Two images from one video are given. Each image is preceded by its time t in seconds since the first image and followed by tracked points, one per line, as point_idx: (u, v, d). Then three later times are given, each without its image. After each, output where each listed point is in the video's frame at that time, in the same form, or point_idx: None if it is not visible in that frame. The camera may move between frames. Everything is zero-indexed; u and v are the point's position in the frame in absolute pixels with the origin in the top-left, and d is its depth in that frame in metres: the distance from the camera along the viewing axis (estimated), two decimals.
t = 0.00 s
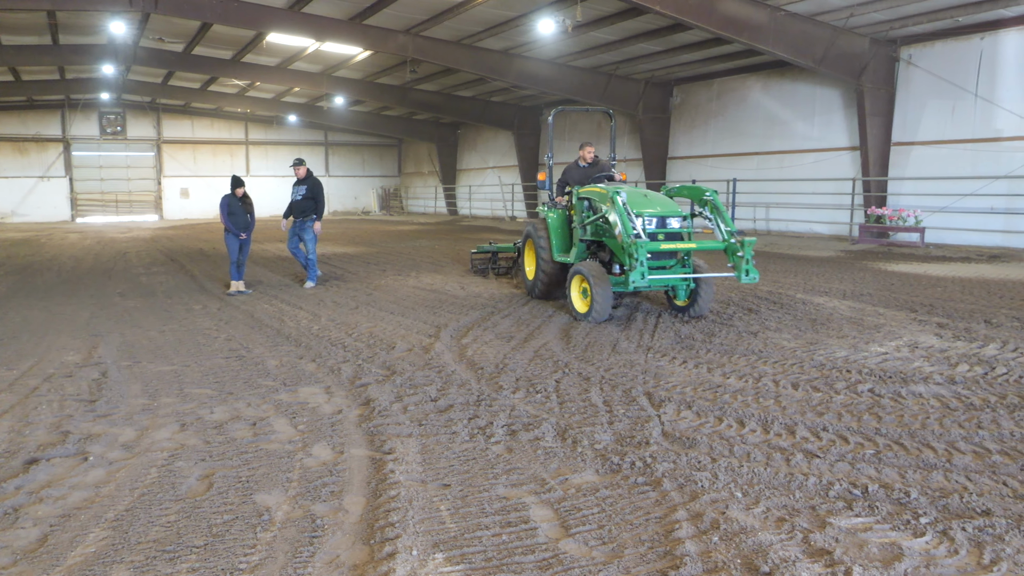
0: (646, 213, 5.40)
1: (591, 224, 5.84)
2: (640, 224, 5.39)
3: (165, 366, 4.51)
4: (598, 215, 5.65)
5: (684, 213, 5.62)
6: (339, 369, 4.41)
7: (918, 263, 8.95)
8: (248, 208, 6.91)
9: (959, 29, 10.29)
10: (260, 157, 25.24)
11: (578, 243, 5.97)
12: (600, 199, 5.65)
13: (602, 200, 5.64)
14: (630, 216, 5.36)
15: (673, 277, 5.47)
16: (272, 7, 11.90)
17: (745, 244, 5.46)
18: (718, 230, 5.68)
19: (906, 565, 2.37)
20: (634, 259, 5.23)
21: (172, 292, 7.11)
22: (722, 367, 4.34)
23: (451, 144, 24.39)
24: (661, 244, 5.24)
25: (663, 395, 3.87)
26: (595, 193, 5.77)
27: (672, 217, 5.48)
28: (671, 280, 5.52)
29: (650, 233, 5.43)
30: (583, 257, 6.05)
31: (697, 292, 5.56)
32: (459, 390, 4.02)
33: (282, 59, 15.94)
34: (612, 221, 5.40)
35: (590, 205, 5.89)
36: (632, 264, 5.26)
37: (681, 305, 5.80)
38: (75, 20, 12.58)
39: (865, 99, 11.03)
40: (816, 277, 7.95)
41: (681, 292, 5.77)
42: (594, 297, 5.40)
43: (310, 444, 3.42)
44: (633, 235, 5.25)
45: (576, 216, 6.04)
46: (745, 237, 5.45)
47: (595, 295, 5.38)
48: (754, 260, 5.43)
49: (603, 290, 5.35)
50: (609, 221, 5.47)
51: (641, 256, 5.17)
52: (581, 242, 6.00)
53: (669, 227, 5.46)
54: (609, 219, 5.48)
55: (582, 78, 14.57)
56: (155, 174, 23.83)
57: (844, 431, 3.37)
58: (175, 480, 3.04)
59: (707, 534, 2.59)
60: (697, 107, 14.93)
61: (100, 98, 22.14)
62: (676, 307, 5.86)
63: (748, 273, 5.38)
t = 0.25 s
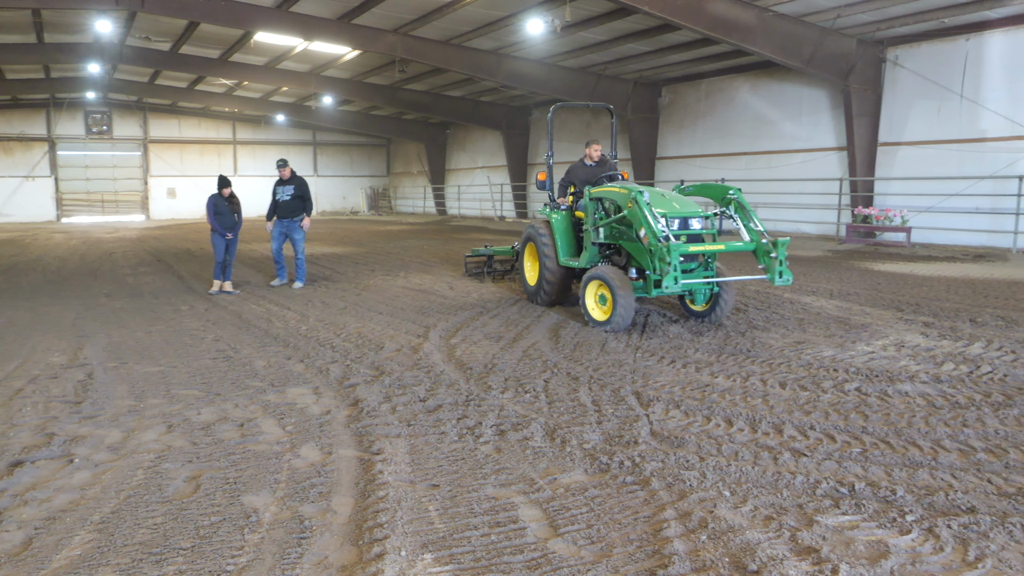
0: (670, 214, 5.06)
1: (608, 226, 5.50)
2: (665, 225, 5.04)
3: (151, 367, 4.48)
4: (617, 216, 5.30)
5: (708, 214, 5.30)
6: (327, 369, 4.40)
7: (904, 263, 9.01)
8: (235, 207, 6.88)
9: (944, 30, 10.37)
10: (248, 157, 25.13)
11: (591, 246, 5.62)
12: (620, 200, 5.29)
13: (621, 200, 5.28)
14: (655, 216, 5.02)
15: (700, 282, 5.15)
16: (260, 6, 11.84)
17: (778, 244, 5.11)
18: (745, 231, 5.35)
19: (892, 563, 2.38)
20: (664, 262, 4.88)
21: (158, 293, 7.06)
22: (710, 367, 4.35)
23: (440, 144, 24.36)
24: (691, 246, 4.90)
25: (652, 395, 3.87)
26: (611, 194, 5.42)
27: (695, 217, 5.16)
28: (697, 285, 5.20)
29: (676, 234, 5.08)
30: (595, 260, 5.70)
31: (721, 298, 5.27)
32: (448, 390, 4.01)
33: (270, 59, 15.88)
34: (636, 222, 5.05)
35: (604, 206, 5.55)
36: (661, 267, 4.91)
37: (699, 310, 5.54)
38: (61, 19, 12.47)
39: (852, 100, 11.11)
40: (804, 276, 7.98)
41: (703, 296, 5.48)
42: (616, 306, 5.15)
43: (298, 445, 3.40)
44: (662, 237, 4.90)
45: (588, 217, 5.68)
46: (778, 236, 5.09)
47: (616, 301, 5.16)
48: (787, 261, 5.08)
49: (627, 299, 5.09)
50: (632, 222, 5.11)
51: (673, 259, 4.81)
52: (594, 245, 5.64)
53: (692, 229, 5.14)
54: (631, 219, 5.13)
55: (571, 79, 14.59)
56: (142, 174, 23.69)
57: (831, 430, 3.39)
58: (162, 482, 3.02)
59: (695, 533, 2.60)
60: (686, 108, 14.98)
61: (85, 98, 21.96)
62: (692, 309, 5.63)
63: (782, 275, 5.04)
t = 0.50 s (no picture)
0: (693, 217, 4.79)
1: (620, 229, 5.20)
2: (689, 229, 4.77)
3: (127, 369, 4.43)
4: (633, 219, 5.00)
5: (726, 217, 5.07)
6: (306, 370, 4.37)
7: (880, 262, 9.12)
8: (211, 207, 6.83)
9: (918, 33, 10.52)
10: (225, 156, 24.91)
11: (599, 250, 5.31)
12: (636, 201, 5.00)
13: (637, 202, 4.99)
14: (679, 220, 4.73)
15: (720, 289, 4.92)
16: (239, 4, 11.73)
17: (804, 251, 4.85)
18: (766, 236, 5.11)
19: (867, 559, 2.41)
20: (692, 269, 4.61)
21: (133, 293, 6.97)
22: (688, 365, 4.38)
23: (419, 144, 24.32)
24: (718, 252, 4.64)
25: (630, 394, 3.89)
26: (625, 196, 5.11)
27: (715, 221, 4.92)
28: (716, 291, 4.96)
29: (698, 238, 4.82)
30: (602, 265, 5.40)
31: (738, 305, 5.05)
32: (427, 390, 4.00)
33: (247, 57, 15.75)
34: (658, 225, 4.76)
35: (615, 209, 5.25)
36: (688, 274, 4.63)
37: (710, 317, 5.31)
38: (35, 15, 12.27)
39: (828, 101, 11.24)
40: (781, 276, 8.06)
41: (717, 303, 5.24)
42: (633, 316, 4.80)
43: (276, 447, 3.37)
44: (689, 241, 4.62)
45: (595, 218, 5.37)
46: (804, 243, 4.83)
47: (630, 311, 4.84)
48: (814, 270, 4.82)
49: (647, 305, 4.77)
50: (652, 225, 4.83)
51: (703, 264, 4.53)
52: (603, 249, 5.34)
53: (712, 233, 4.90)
54: (651, 222, 4.84)
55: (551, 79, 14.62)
56: (117, 173, 23.39)
57: (807, 427, 3.42)
58: (137, 485, 2.98)
59: (673, 531, 2.61)
60: (665, 108, 15.08)
61: (59, 96, 21.64)
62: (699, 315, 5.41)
63: (809, 285, 4.77)
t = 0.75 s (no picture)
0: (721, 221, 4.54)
1: (636, 233, 4.91)
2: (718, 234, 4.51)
3: (97, 371, 4.35)
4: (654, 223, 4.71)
5: (747, 220, 4.85)
6: (280, 371, 4.33)
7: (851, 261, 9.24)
8: (179, 207, 6.75)
9: (886, 35, 10.69)
10: (198, 156, 24.63)
11: (611, 255, 5.00)
12: (657, 203, 4.71)
13: (659, 204, 4.69)
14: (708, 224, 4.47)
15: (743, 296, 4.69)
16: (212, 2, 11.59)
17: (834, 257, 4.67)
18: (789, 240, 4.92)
19: (839, 553, 2.44)
20: (728, 277, 4.32)
21: (103, 295, 6.87)
22: (663, 364, 4.40)
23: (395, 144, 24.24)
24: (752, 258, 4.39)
25: (606, 392, 3.91)
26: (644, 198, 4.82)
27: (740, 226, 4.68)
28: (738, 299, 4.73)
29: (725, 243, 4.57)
30: (612, 270, 5.10)
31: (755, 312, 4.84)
32: (402, 390, 3.98)
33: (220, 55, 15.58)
34: (686, 229, 4.46)
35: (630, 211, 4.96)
36: (721, 281, 4.36)
37: (723, 323, 5.09)
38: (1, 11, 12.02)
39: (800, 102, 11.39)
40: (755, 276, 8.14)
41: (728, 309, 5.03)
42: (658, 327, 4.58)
43: (250, 449, 3.33)
44: (723, 246, 4.34)
45: (605, 221, 5.05)
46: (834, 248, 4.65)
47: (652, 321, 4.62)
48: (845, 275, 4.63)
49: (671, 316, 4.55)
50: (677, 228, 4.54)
51: (740, 271, 4.26)
52: (614, 253, 5.03)
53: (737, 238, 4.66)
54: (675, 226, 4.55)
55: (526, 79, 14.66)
56: (86, 172, 23.01)
57: (781, 424, 3.46)
58: (108, 489, 2.93)
59: (648, 529, 2.62)
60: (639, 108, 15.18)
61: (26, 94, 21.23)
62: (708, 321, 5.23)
63: (841, 293, 4.57)
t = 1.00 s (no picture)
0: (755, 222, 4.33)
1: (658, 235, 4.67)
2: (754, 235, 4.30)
3: (62, 375, 4.27)
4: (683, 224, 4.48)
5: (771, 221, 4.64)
6: (251, 373, 4.28)
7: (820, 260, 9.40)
8: (143, 207, 6.64)
9: (852, 38, 10.88)
10: (166, 155, 24.31)
11: (627, 257, 4.76)
12: (688, 205, 4.47)
13: (688, 205, 4.45)
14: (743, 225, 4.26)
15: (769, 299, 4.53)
16: None
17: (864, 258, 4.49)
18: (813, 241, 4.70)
19: (808, 547, 2.47)
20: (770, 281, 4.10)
21: (66, 297, 6.74)
22: (635, 363, 4.43)
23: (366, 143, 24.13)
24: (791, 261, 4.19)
25: (578, 391, 3.92)
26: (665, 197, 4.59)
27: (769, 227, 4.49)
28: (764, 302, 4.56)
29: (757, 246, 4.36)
30: (626, 275, 4.85)
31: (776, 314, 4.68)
32: (375, 391, 3.96)
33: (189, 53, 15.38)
34: (722, 231, 4.25)
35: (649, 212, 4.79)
36: (760, 286, 4.13)
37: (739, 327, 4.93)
38: None
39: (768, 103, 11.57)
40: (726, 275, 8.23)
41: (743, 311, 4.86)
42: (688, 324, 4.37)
43: (220, 452, 3.29)
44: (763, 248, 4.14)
45: (621, 223, 4.82)
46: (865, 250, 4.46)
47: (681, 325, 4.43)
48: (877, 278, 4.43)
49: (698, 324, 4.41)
50: (712, 231, 4.30)
51: (787, 276, 4.02)
52: (631, 256, 4.80)
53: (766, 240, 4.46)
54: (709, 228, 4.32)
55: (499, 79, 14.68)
56: (50, 172, 22.56)
57: (750, 421, 3.50)
58: (74, 495, 2.88)
59: (621, 526, 2.64)
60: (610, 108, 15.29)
61: None
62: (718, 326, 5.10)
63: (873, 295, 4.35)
